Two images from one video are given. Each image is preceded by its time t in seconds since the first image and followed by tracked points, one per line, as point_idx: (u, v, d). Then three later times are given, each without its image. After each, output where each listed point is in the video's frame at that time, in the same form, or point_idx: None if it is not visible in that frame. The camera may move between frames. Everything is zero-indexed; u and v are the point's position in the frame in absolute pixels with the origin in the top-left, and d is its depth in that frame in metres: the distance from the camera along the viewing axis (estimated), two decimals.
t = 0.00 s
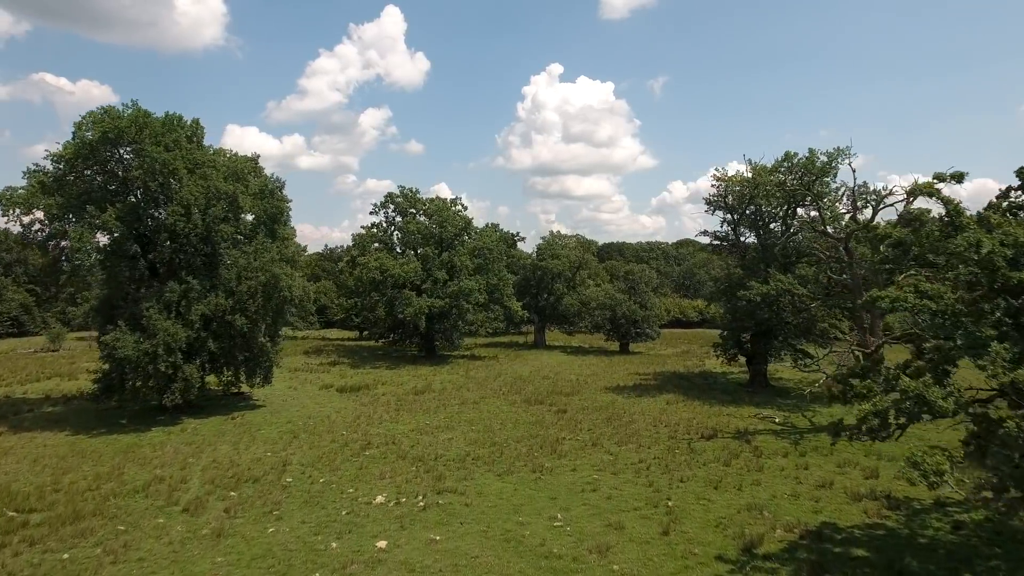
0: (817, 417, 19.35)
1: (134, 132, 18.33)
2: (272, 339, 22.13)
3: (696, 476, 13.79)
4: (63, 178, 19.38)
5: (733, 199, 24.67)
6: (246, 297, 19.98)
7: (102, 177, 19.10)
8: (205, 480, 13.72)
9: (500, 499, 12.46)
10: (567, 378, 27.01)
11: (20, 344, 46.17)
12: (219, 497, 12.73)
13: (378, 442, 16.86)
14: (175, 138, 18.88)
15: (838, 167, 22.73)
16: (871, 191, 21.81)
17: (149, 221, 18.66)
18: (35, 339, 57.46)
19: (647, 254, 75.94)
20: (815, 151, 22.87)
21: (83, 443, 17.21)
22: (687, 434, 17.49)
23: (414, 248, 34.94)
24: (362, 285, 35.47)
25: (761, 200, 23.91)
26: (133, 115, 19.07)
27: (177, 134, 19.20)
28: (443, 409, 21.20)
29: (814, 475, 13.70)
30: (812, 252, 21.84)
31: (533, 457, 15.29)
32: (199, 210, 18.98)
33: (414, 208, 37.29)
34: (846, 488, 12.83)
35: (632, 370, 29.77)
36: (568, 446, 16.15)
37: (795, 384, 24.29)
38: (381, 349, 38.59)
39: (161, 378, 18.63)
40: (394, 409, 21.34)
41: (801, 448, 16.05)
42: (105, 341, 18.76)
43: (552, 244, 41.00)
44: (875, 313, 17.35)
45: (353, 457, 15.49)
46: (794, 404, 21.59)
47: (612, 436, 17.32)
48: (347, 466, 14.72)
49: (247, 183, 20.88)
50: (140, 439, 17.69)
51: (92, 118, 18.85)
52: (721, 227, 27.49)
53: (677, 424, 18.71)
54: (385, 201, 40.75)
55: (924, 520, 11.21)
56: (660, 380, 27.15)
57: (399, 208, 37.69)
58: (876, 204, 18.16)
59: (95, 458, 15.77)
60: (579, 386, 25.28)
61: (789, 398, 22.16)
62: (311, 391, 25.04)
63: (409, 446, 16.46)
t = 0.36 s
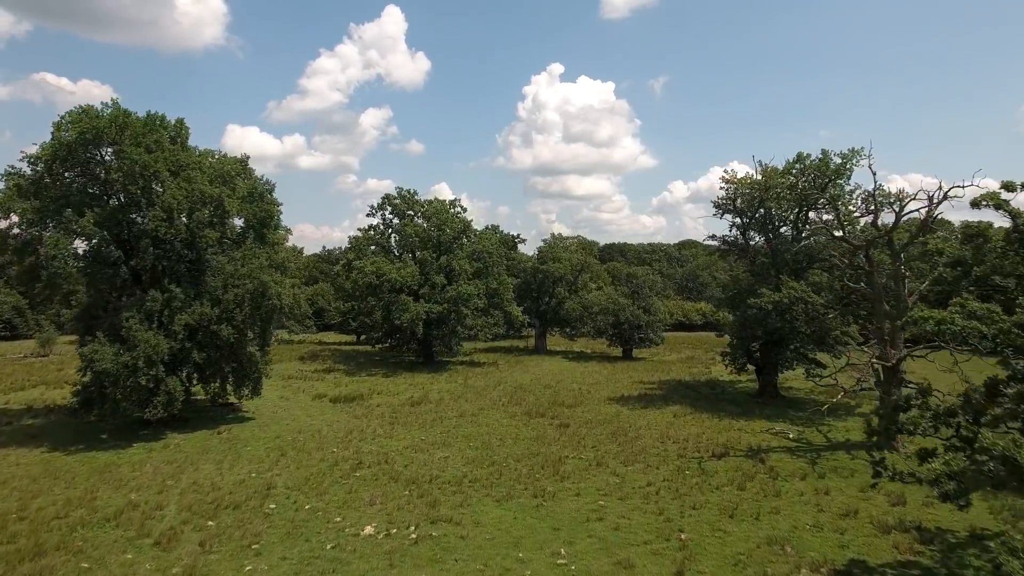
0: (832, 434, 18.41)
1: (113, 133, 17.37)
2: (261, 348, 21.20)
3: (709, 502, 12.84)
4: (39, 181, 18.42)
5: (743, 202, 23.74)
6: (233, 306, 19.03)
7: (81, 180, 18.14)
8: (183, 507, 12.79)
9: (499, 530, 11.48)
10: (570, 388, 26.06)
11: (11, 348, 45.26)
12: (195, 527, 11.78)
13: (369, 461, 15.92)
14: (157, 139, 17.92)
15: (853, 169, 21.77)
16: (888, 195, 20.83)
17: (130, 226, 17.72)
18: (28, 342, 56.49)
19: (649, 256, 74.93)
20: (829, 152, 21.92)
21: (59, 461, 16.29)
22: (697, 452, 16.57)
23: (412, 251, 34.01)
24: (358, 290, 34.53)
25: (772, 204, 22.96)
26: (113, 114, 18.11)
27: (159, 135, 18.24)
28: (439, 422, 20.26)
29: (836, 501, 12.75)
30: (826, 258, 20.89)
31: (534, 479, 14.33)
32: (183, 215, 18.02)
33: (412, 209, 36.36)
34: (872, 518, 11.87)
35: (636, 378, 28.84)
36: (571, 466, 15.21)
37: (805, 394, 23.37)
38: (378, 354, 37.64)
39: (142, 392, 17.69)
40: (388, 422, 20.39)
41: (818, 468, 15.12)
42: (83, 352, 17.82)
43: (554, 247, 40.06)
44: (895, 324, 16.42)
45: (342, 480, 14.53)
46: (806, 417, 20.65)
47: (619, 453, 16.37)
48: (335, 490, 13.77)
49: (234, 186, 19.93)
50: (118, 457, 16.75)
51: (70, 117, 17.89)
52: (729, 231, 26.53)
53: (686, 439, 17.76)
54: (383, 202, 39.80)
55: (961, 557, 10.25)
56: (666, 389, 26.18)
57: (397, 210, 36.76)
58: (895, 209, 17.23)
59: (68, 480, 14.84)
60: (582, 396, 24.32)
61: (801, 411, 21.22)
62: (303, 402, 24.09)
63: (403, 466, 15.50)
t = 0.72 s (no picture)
0: (849, 452, 17.44)
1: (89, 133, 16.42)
2: (249, 359, 20.27)
3: (724, 533, 11.87)
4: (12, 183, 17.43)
5: (752, 205, 22.78)
6: (218, 316, 18.08)
7: (56, 183, 17.16)
8: (156, 538, 11.84)
9: (497, 567, 10.49)
10: (572, 398, 25.07)
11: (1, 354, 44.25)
12: (166, 564, 10.82)
13: (359, 483, 14.95)
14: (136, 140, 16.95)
15: (868, 171, 20.77)
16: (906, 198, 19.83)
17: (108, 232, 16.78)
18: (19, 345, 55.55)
19: (651, 258, 73.95)
20: (843, 154, 20.92)
21: (30, 482, 15.34)
22: (707, 473, 15.61)
23: (409, 255, 33.06)
24: (353, 294, 33.57)
25: (783, 207, 21.97)
26: (90, 114, 17.14)
27: (139, 136, 17.27)
28: (434, 438, 19.28)
29: (862, 534, 11.78)
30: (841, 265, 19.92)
31: (534, 506, 13.36)
32: (164, 220, 17.06)
33: (409, 212, 35.42)
34: (905, 553, 10.91)
35: (640, 387, 27.86)
36: (574, 490, 14.25)
37: (817, 406, 22.40)
38: (375, 361, 36.67)
39: (121, 407, 16.74)
40: (382, 437, 19.41)
41: (837, 492, 14.16)
42: (59, 365, 16.86)
43: (555, 250, 39.10)
44: (919, 337, 15.46)
45: (330, 505, 13.57)
46: (820, 432, 19.68)
47: (625, 474, 15.41)
48: (321, 517, 12.83)
49: (219, 189, 18.97)
50: (94, 477, 15.79)
51: (45, 117, 16.93)
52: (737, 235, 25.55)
53: (695, 458, 16.79)
54: (379, 204, 38.82)
55: None
56: (672, 400, 25.20)
57: (394, 213, 35.82)
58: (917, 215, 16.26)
59: (36, 504, 13.88)
60: (585, 407, 23.35)
61: (814, 426, 20.26)
62: (295, 413, 23.15)
63: (394, 489, 14.54)
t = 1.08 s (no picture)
0: (869, 471, 16.48)
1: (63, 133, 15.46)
2: (236, 371, 19.29)
3: (742, 569, 10.91)
4: None
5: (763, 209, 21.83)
6: (201, 327, 17.12)
7: (30, 186, 16.18)
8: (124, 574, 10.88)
9: None
10: (574, 409, 24.10)
11: None
12: None
13: (349, 508, 13.99)
14: (114, 141, 16.00)
15: (886, 173, 19.78)
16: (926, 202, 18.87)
17: (84, 239, 15.82)
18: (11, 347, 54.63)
19: (654, 260, 72.94)
20: (859, 155, 19.93)
21: None
22: (719, 496, 14.62)
23: (406, 259, 32.12)
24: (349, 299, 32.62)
25: (795, 211, 20.99)
26: (65, 113, 16.18)
27: (117, 136, 16.32)
28: (430, 454, 18.30)
29: (894, 570, 10.80)
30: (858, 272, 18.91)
31: (535, 535, 12.38)
32: (144, 226, 16.11)
33: (407, 214, 34.49)
34: None
35: (644, 396, 26.87)
36: (578, 516, 13.29)
37: (831, 419, 21.42)
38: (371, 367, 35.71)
39: (97, 424, 15.78)
40: (375, 453, 18.46)
41: (861, 519, 13.18)
42: (31, 379, 15.90)
43: (556, 253, 38.14)
44: (945, 351, 14.47)
45: (315, 534, 12.60)
46: (835, 447, 18.70)
47: (632, 498, 14.44)
48: (305, 549, 11.85)
49: (204, 193, 18.01)
50: (67, 499, 14.82)
51: (17, 116, 15.96)
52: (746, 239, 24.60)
53: (706, 478, 15.83)
54: (376, 206, 37.84)
55: None
56: (678, 411, 24.23)
57: (391, 215, 34.89)
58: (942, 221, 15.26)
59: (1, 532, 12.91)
60: (588, 419, 22.38)
61: (829, 441, 19.30)
62: (285, 426, 22.18)
63: (386, 515, 13.59)
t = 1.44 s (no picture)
0: (889, 491, 15.57)
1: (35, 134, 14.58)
2: (222, 382, 18.42)
3: None
4: None
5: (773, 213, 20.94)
6: (184, 338, 16.23)
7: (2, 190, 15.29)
8: None
9: None
10: (576, 420, 23.21)
11: None
12: None
13: (337, 534, 13.09)
14: (90, 142, 15.11)
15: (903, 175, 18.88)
16: (946, 206, 17.96)
17: (58, 246, 14.92)
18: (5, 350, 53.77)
19: (657, 262, 71.99)
20: (875, 157, 19.02)
21: None
22: (733, 520, 13.73)
23: (403, 263, 31.25)
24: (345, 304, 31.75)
25: (807, 215, 20.10)
26: (40, 112, 15.28)
27: (95, 138, 15.43)
28: (425, 471, 17.40)
29: None
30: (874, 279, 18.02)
31: (537, 567, 11.48)
32: (122, 232, 15.23)
33: (405, 217, 33.63)
34: None
35: (649, 406, 25.97)
36: (582, 545, 12.39)
37: (845, 432, 20.53)
38: (368, 373, 34.83)
39: (72, 441, 14.90)
40: (368, 470, 17.56)
41: (885, 548, 12.29)
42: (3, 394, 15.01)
43: (558, 256, 37.27)
44: (973, 367, 13.57)
45: (299, 565, 11.71)
46: (851, 464, 17.80)
47: (639, 523, 13.56)
48: None
49: (188, 197, 17.12)
50: (39, 523, 13.94)
51: None
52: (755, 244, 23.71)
53: (717, 500, 14.94)
54: (373, 208, 36.99)
55: None
56: (684, 421, 23.33)
57: (389, 218, 34.03)
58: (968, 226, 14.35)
59: None
60: (591, 432, 21.48)
61: (844, 457, 18.39)
62: (275, 438, 21.29)
63: (377, 542, 12.70)
